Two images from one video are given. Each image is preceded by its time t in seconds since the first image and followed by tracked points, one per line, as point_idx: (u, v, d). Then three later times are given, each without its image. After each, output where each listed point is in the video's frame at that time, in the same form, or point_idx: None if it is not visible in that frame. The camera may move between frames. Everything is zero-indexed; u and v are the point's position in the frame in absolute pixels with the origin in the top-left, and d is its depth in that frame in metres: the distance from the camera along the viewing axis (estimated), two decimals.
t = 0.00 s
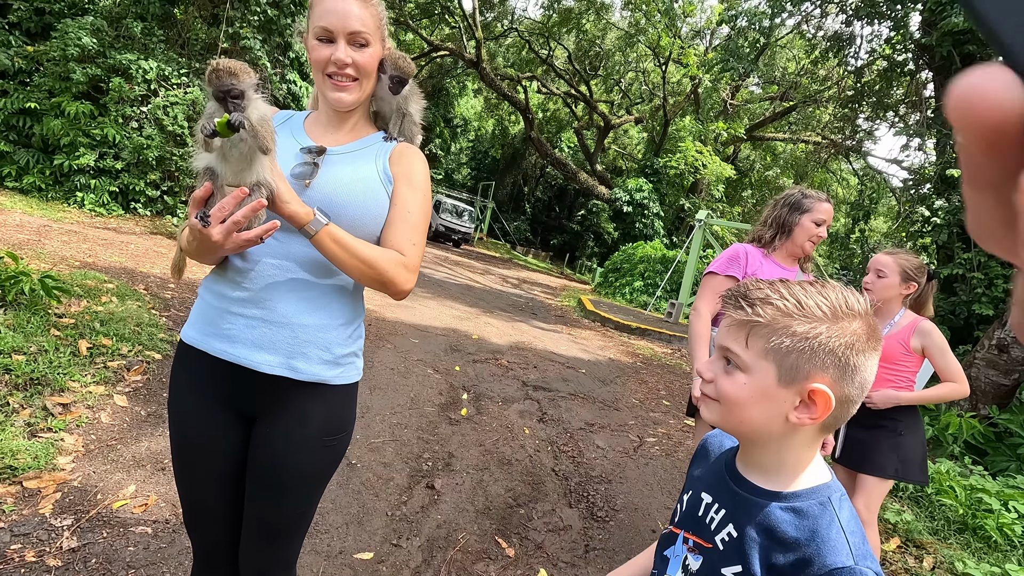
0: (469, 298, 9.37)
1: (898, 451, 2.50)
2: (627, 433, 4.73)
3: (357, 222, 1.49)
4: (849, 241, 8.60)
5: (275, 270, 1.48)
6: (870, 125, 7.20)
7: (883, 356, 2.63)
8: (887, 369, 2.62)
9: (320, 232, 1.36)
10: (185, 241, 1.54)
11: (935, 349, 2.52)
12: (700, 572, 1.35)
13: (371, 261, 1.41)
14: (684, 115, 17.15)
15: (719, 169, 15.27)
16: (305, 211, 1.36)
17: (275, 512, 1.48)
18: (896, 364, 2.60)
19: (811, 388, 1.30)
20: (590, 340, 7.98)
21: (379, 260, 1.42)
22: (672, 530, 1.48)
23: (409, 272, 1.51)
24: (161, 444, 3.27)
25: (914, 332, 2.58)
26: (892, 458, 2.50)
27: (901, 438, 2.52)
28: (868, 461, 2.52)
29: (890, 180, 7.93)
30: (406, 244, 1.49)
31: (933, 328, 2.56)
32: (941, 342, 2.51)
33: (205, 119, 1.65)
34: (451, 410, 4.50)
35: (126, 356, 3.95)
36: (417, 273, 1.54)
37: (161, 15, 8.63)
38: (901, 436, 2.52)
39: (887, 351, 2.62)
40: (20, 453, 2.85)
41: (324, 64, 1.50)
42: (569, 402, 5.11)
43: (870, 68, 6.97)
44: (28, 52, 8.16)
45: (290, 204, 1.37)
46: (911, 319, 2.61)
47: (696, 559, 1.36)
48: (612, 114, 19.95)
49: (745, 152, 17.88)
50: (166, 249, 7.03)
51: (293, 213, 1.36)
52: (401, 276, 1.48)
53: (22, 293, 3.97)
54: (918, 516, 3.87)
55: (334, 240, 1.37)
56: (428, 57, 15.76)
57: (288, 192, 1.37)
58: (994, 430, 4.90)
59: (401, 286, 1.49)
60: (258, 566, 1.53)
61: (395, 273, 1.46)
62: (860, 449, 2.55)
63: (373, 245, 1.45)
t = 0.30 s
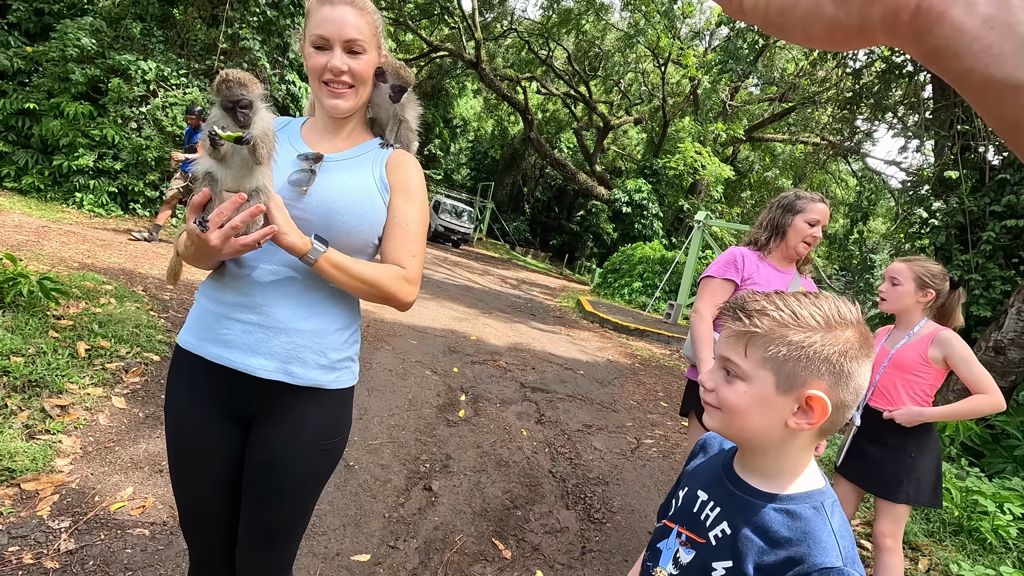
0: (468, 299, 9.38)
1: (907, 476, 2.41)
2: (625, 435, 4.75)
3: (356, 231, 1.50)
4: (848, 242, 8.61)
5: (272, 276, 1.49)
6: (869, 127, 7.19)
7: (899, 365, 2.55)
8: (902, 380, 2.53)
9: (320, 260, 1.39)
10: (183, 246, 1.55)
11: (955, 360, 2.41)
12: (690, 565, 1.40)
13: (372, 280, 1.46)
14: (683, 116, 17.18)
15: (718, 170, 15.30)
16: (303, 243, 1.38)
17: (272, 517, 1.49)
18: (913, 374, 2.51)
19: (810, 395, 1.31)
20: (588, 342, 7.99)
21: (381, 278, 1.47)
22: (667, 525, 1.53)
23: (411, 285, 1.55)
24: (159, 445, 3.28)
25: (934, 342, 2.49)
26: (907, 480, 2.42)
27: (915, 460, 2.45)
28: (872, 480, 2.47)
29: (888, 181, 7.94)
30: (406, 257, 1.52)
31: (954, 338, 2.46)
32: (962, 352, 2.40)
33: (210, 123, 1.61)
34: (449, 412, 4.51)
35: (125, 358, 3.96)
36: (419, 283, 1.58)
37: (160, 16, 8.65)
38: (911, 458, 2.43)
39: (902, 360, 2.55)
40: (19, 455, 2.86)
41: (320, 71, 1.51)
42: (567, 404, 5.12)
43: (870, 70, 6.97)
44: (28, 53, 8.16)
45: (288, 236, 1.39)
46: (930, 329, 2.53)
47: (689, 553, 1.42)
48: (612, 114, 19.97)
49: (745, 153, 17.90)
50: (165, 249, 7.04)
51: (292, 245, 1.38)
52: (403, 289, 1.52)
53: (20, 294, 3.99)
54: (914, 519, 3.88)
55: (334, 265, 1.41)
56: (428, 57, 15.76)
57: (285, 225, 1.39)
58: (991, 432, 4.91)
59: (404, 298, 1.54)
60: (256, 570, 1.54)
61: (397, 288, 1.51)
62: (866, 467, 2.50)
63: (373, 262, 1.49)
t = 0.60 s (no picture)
0: (468, 298, 9.39)
1: (942, 488, 2.38)
2: (625, 434, 4.76)
3: (366, 228, 1.52)
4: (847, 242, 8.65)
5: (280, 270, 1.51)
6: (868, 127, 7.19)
7: (924, 373, 2.47)
8: (927, 388, 2.45)
9: (346, 264, 1.41)
10: (196, 238, 1.57)
11: (981, 368, 2.31)
12: (694, 552, 1.44)
13: (398, 282, 1.49)
14: (683, 116, 17.23)
15: (718, 170, 15.34)
16: (331, 247, 1.39)
17: (278, 513, 1.50)
18: (939, 382, 2.42)
19: (806, 376, 1.36)
20: (589, 341, 8.01)
21: (406, 280, 1.50)
22: (672, 516, 1.56)
23: (429, 285, 1.58)
24: (163, 442, 3.29)
25: (960, 349, 2.39)
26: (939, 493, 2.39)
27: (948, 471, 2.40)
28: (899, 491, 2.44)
29: (888, 181, 7.97)
30: (423, 257, 1.55)
31: (983, 344, 2.35)
32: (989, 359, 2.30)
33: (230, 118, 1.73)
34: (450, 410, 4.53)
35: (128, 355, 3.97)
36: (433, 282, 1.60)
37: (160, 14, 8.66)
38: (945, 471, 2.39)
39: (927, 368, 2.46)
40: (24, 451, 2.87)
41: (329, 69, 1.53)
42: (567, 403, 5.13)
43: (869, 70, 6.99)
44: (28, 51, 8.15)
45: (320, 240, 1.38)
46: (957, 335, 2.43)
47: (693, 538, 1.45)
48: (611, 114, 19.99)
49: (744, 153, 17.94)
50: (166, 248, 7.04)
51: (321, 249, 1.38)
52: (422, 288, 1.55)
53: (24, 292, 3.98)
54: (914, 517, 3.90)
55: (360, 269, 1.43)
56: (428, 56, 15.78)
57: (316, 227, 1.38)
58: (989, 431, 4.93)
59: (422, 297, 1.58)
60: (262, 566, 1.55)
61: (417, 287, 1.54)
62: (897, 479, 2.45)
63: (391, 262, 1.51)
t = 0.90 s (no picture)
0: (467, 298, 9.38)
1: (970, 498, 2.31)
2: (625, 434, 4.76)
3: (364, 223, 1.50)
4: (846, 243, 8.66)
5: (280, 266, 1.50)
6: (866, 128, 7.17)
7: (958, 385, 2.35)
8: (961, 401, 2.34)
9: (353, 214, 1.35)
10: (200, 236, 1.56)
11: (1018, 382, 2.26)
12: (695, 551, 1.43)
13: (388, 257, 1.42)
14: (681, 117, 17.25)
15: (717, 171, 15.35)
16: (348, 186, 1.36)
17: (279, 511, 1.49)
18: (974, 396, 2.32)
19: (798, 371, 1.37)
20: (588, 341, 8.01)
21: (392, 251, 1.43)
22: (673, 516, 1.56)
23: (409, 273, 1.50)
24: (161, 442, 3.28)
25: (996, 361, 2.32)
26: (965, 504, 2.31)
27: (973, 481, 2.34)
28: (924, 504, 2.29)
29: (886, 182, 7.98)
30: (407, 243, 1.50)
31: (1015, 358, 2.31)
32: None
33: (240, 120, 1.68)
34: (450, 410, 4.52)
35: (126, 355, 3.95)
36: (414, 274, 1.53)
37: (159, 13, 8.65)
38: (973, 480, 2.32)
39: (962, 379, 2.34)
40: (21, 451, 2.85)
41: (334, 68, 1.52)
42: (567, 403, 5.13)
43: (868, 71, 6.99)
44: (26, 49, 8.11)
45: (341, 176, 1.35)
46: (988, 346, 2.35)
47: (694, 538, 1.45)
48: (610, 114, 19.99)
49: (742, 154, 17.97)
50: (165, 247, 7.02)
51: (338, 186, 1.35)
52: (402, 277, 1.48)
53: (21, 291, 3.96)
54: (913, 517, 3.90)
55: (362, 223, 1.36)
56: (427, 56, 15.76)
57: (339, 163, 1.35)
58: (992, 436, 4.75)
59: (401, 287, 1.49)
60: (262, 566, 1.54)
61: (400, 273, 1.46)
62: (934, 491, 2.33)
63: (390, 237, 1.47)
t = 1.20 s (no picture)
0: (465, 298, 9.35)
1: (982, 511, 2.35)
2: (622, 434, 4.74)
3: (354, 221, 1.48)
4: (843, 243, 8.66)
5: (272, 266, 1.48)
6: (864, 129, 7.16)
7: (972, 397, 2.33)
8: (975, 414, 2.33)
9: (335, 219, 1.34)
10: (192, 235, 1.54)
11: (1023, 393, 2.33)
12: (690, 555, 1.42)
13: (373, 257, 1.40)
14: (680, 118, 17.27)
15: (714, 171, 15.35)
16: (327, 193, 1.35)
17: (270, 512, 1.47)
18: (985, 407, 2.33)
19: (788, 370, 1.34)
20: (585, 341, 7.99)
21: (381, 255, 1.42)
22: (667, 519, 1.54)
23: (402, 274, 1.50)
24: (155, 443, 3.25)
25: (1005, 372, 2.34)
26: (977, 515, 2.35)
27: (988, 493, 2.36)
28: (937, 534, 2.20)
29: (883, 183, 7.96)
30: (397, 240, 1.47)
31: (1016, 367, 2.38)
32: None
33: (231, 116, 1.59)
34: (446, 410, 4.50)
35: (120, 354, 3.92)
36: (408, 275, 1.52)
37: (155, 12, 8.63)
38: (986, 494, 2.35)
39: (976, 392, 2.33)
40: (12, 452, 2.83)
41: (326, 63, 1.50)
42: (564, 403, 5.11)
43: (865, 72, 6.98)
44: (22, 48, 8.07)
45: (315, 185, 1.35)
46: (998, 357, 2.36)
47: (688, 542, 1.44)
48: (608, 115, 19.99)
49: (740, 154, 17.98)
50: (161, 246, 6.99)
51: (315, 193, 1.34)
52: (395, 278, 1.47)
53: (14, 290, 3.93)
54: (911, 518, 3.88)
55: (347, 228, 1.35)
56: (425, 56, 15.73)
57: (314, 174, 1.34)
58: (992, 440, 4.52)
59: (393, 287, 1.48)
60: (253, 567, 1.52)
61: (391, 275, 1.45)
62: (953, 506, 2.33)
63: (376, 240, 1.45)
